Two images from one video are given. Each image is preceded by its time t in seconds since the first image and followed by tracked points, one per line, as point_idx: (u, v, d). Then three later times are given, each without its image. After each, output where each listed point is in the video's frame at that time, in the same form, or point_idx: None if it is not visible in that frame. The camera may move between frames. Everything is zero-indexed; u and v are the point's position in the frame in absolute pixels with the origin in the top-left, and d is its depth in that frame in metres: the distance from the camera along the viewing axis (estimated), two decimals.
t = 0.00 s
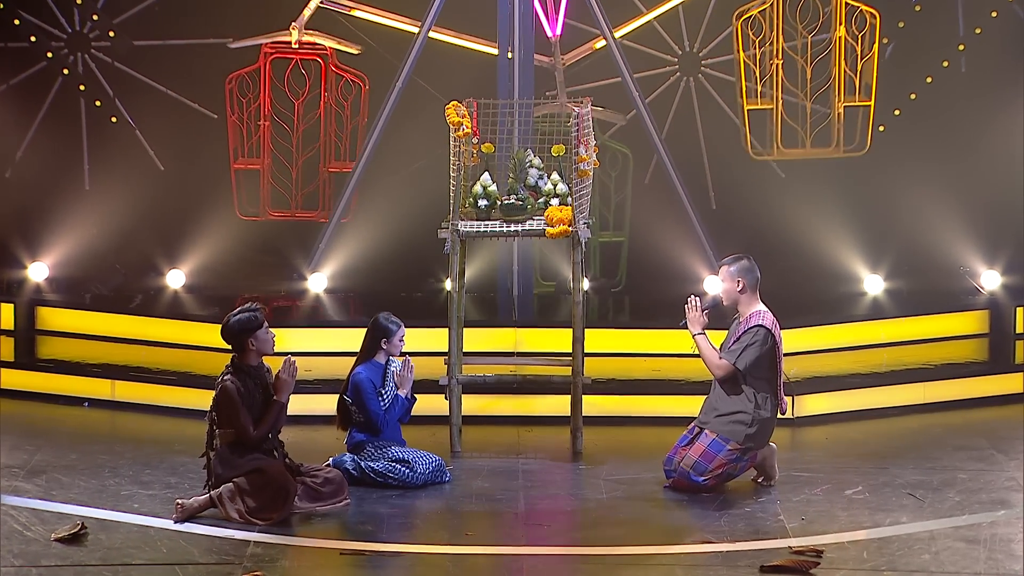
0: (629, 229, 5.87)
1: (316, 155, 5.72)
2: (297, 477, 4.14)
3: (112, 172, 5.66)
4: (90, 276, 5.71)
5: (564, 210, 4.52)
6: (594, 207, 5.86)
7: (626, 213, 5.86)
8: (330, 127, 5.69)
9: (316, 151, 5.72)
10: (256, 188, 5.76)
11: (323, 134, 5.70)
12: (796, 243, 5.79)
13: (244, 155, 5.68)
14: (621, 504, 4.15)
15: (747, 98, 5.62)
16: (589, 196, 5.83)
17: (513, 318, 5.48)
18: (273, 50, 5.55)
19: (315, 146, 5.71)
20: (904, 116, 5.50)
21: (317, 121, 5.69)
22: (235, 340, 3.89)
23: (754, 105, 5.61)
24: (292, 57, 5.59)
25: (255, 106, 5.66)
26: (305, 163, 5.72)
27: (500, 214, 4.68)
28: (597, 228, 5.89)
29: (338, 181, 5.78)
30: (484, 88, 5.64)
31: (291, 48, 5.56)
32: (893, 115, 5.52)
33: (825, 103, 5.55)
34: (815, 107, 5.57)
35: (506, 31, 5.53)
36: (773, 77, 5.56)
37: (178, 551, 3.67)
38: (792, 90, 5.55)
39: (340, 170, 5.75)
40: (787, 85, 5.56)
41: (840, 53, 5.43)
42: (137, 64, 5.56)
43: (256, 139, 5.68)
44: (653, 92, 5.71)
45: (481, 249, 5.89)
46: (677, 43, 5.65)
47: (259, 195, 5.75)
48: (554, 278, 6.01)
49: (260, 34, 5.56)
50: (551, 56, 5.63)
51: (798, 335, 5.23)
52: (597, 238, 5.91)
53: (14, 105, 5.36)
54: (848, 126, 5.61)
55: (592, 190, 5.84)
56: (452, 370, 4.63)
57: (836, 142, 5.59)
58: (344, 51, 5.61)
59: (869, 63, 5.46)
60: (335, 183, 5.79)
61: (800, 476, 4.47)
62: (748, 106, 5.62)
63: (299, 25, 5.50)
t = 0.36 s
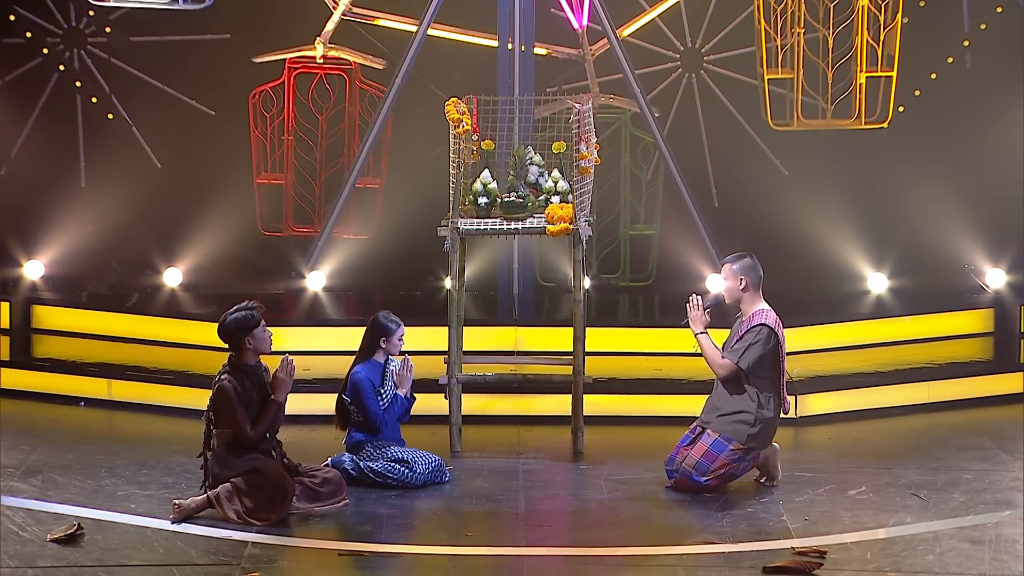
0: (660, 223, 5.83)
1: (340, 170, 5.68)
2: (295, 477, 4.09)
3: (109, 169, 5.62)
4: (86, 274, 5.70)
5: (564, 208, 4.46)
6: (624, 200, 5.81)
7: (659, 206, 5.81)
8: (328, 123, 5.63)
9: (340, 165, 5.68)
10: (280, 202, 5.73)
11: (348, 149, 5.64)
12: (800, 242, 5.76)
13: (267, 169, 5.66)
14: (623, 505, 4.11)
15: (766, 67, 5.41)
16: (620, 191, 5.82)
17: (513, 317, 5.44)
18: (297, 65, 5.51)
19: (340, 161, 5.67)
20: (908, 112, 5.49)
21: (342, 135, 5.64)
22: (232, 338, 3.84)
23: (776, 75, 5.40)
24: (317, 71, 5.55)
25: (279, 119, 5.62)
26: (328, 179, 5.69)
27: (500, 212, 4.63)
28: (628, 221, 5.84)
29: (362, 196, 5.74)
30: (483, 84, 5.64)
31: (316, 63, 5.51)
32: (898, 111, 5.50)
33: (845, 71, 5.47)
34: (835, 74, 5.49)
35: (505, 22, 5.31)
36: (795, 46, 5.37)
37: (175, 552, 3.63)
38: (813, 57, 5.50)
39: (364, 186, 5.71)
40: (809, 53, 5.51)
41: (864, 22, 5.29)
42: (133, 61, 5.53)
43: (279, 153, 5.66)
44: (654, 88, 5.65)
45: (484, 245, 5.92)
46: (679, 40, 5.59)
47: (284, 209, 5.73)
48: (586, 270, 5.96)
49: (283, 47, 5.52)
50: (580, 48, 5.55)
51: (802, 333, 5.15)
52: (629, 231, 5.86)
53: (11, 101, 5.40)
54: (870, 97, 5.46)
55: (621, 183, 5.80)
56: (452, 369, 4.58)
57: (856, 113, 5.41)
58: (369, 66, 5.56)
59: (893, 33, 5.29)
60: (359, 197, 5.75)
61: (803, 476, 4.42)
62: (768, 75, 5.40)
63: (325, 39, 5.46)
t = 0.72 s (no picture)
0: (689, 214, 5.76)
1: (368, 184, 5.72)
2: (294, 477, 4.06)
3: (107, 167, 5.59)
4: (83, 273, 5.66)
5: (564, 207, 4.46)
6: (652, 192, 5.75)
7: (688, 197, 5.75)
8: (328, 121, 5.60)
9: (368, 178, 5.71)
10: (308, 217, 5.70)
11: (377, 162, 5.69)
12: (802, 240, 5.73)
13: (294, 184, 5.65)
14: (623, 505, 4.08)
15: (783, 35, 5.43)
16: (648, 183, 5.76)
17: (513, 316, 5.41)
18: (325, 79, 5.53)
19: (368, 176, 5.71)
20: (910, 109, 5.48)
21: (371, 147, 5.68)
22: (230, 338, 3.81)
23: (791, 44, 5.42)
24: (344, 84, 5.55)
25: (308, 133, 5.61)
26: (356, 192, 5.73)
27: (500, 210, 4.60)
28: (656, 213, 5.77)
29: (389, 210, 5.76)
30: (483, 81, 5.58)
31: (343, 76, 5.53)
32: (900, 109, 5.49)
33: (862, 42, 5.39)
34: (852, 45, 5.38)
35: (506, 13, 5.30)
36: (812, 17, 5.36)
37: (173, 552, 3.60)
38: (829, 28, 5.38)
39: (392, 199, 5.74)
40: (824, 24, 5.38)
41: None
42: (131, 58, 5.48)
43: (309, 167, 5.64)
44: (656, 85, 5.60)
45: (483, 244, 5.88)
46: (681, 36, 5.54)
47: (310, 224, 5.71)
48: (615, 259, 5.90)
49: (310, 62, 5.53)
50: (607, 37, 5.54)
51: (800, 334, 5.14)
52: (657, 223, 5.80)
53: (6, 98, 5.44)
54: (887, 69, 5.38)
55: (650, 175, 5.74)
56: (452, 368, 4.55)
57: (872, 83, 5.38)
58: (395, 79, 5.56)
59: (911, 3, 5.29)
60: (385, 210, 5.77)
61: (805, 476, 4.39)
62: (783, 44, 5.43)
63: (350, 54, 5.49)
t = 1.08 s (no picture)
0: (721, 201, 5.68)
1: (398, 196, 5.69)
2: (293, 477, 4.03)
3: (105, 164, 5.55)
4: (80, 271, 5.61)
5: (565, 204, 4.42)
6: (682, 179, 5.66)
7: (719, 184, 5.66)
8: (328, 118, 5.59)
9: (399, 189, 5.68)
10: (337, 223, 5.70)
11: (406, 173, 5.66)
12: (804, 237, 5.69)
13: (324, 196, 5.63)
14: (625, 505, 4.04)
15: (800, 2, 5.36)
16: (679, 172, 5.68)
17: (513, 314, 5.38)
18: (352, 89, 5.55)
19: (397, 188, 5.68)
20: (914, 106, 5.46)
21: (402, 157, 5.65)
22: (229, 336, 3.78)
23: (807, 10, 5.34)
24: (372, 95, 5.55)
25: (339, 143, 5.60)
26: (385, 205, 5.69)
27: (500, 208, 4.58)
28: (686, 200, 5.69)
29: (420, 220, 5.75)
30: (484, 79, 5.53)
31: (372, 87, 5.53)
32: (903, 106, 5.47)
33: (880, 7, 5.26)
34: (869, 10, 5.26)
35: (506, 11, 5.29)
36: None
37: (171, 552, 3.57)
38: None
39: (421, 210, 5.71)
40: None
41: None
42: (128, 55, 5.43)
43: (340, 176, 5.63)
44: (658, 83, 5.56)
45: (483, 243, 5.85)
46: (683, 34, 5.51)
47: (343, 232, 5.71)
48: (642, 246, 5.84)
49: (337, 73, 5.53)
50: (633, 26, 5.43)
51: (802, 334, 5.11)
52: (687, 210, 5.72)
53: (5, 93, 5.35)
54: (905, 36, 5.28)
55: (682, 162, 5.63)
56: (452, 367, 4.52)
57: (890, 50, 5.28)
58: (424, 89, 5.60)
59: None
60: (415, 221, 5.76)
61: (808, 476, 4.36)
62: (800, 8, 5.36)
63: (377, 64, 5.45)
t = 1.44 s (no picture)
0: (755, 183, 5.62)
1: (426, 206, 5.63)
2: (291, 477, 3.98)
3: (101, 161, 5.49)
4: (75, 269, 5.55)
5: (566, 202, 4.39)
6: (716, 160, 5.59)
7: (751, 166, 5.62)
8: (327, 115, 5.55)
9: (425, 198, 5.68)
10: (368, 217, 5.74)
11: (437, 178, 5.58)
12: (807, 236, 5.66)
13: (353, 205, 5.60)
14: (626, 505, 4.00)
15: None
16: (711, 156, 5.60)
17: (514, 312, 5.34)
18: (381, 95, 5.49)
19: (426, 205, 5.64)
20: (919, 103, 5.41)
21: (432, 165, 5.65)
22: (227, 335, 3.74)
23: None
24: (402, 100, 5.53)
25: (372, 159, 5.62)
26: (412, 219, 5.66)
27: (500, 205, 4.54)
28: (720, 182, 5.61)
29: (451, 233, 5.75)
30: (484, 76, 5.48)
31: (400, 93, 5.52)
32: (908, 102, 5.44)
33: None
34: None
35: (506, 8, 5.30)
36: None
37: (167, 553, 3.52)
38: None
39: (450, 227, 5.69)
40: None
41: None
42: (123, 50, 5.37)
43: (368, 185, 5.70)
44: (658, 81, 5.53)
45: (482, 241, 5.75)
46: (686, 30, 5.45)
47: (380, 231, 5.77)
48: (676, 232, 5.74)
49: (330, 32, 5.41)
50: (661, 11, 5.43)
51: (806, 332, 5.11)
52: (721, 194, 5.63)
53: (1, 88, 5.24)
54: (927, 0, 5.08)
55: (715, 145, 5.58)
56: (451, 366, 4.46)
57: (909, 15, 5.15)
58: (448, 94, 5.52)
59: None
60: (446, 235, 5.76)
61: (811, 476, 4.31)
62: None
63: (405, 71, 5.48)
